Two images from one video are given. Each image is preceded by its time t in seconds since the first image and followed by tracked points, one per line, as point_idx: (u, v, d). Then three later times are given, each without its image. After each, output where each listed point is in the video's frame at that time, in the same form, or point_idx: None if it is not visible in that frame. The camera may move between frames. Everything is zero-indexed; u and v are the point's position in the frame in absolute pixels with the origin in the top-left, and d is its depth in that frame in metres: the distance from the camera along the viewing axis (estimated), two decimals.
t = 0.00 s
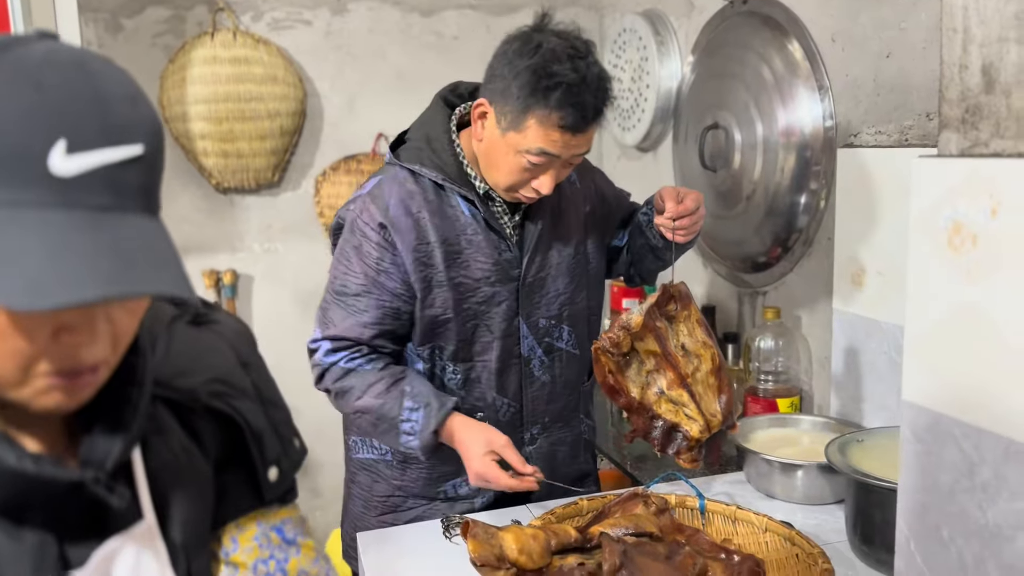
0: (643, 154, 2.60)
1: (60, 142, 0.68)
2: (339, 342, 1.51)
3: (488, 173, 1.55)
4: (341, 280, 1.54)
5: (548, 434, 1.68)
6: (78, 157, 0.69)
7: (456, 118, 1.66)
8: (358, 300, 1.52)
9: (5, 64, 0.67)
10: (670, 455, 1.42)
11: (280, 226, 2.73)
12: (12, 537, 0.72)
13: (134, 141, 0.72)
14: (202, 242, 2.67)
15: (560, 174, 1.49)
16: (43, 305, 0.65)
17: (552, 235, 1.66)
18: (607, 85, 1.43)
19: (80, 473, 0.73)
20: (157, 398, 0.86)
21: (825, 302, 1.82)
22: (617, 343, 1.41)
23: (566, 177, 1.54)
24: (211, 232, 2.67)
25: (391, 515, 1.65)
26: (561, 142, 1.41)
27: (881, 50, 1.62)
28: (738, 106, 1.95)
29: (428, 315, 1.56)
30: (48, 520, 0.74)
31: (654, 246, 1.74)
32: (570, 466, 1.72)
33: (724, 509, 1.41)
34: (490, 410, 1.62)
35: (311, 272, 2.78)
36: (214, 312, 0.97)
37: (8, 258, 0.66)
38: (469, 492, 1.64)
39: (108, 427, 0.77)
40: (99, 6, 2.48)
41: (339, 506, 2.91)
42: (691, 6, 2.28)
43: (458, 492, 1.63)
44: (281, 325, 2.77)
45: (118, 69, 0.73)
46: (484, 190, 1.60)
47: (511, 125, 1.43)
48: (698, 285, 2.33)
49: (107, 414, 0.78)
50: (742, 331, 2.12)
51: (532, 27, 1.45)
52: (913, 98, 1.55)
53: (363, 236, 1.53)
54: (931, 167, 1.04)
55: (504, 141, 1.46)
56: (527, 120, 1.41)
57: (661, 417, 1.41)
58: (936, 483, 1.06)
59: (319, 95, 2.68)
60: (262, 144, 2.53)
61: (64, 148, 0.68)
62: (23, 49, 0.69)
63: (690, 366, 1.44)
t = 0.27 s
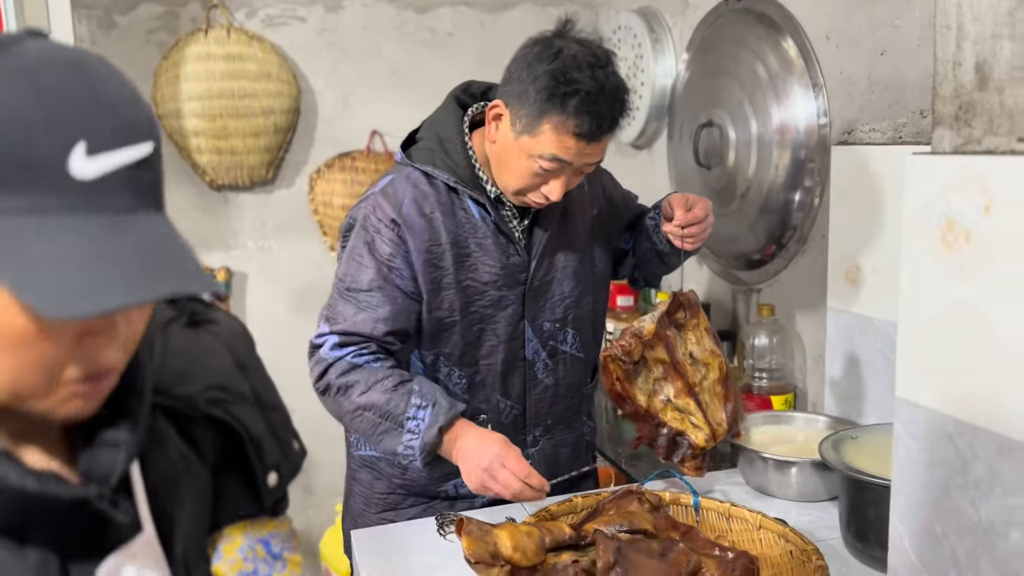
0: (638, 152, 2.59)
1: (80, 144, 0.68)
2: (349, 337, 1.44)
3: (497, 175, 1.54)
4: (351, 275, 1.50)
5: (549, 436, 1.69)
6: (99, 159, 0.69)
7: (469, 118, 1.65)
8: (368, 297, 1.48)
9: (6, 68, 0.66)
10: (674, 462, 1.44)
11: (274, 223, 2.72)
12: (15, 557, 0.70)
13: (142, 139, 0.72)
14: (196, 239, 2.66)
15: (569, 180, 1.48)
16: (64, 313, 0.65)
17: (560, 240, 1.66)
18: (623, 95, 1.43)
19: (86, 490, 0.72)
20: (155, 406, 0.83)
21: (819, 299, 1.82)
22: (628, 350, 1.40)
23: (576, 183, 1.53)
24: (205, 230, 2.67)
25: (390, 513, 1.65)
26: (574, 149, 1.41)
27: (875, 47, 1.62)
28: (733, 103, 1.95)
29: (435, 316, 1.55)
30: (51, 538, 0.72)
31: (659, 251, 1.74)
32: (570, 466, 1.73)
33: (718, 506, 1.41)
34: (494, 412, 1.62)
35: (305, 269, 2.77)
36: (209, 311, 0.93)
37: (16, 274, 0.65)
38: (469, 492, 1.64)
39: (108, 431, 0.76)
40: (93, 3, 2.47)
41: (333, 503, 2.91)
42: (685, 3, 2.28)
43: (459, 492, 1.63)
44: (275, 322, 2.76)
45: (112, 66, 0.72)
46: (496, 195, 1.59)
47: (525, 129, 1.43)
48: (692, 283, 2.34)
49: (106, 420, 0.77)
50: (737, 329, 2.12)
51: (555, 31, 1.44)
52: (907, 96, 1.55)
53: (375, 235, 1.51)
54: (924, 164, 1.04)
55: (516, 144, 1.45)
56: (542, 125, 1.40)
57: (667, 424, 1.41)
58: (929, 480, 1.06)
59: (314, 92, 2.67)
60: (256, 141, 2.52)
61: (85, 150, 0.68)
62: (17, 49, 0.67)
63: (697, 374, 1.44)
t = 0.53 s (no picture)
0: (633, 150, 2.60)
1: (109, 112, 0.75)
2: (356, 329, 1.38)
3: (501, 176, 1.53)
4: (360, 268, 1.44)
5: (548, 437, 1.69)
6: (126, 124, 0.77)
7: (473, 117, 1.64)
8: (376, 291, 1.43)
9: (13, 55, 0.70)
10: (687, 475, 1.41)
11: (269, 221, 2.72)
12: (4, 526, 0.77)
13: (142, 107, 0.79)
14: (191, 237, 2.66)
15: (574, 182, 1.48)
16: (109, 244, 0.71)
17: (562, 242, 1.66)
18: (631, 97, 1.42)
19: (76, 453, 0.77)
20: (137, 390, 0.88)
21: (814, 297, 1.82)
22: (630, 354, 1.41)
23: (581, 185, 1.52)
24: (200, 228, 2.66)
25: (388, 513, 1.65)
26: (580, 150, 1.40)
27: (870, 45, 1.62)
28: (728, 101, 1.95)
29: (438, 318, 1.55)
30: (39, 510, 0.79)
31: (657, 254, 1.74)
32: (568, 466, 1.73)
33: (713, 504, 1.41)
34: (494, 414, 1.62)
35: (300, 268, 2.77)
36: (191, 305, 0.97)
37: (62, 215, 0.70)
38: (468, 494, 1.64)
39: (93, 398, 0.82)
40: None
41: (328, 502, 2.91)
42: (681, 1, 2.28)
43: (457, 494, 1.63)
44: (270, 321, 2.76)
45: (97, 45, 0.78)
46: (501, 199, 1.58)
47: (531, 129, 1.42)
48: (688, 281, 2.34)
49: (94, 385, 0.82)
50: (732, 327, 2.12)
51: (565, 32, 1.43)
52: (901, 93, 1.56)
53: (384, 231, 1.48)
54: (917, 162, 1.04)
55: (522, 145, 1.44)
56: (549, 125, 1.39)
57: (677, 435, 1.40)
58: (922, 478, 1.06)
59: (309, 89, 2.67)
60: (251, 139, 2.52)
61: (116, 117, 0.76)
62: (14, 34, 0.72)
63: (705, 381, 1.43)
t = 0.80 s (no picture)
0: (629, 149, 2.60)
1: (73, 91, 0.82)
2: (359, 330, 1.36)
3: (496, 175, 1.53)
4: (361, 269, 1.43)
5: (544, 436, 1.69)
6: (90, 102, 0.83)
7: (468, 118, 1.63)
8: (376, 292, 1.41)
9: None
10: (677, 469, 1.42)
11: (265, 220, 2.72)
12: None
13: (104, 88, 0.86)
14: (187, 236, 2.65)
15: (569, 182, 1.48)
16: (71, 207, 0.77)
17: (557, 243, 1.66)
18: (627, 97, 1.42)
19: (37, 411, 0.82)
20: (108, 367, 0.93)
21: (809, 295, 1.82)
22: (620, 348, 1.42)
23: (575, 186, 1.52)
24: (195, 227, 2.66)
25: (385, 512, 1.65)
26: (575, 150, 1.39)
27: (864, 44, 1.62)
28: (723, 100, 1.95)
29: (435, 318, 1.54)
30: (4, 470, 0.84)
31: (652, 251, 1.74)
32: (563, 464, 1.73)
33: (708, 501, 1.42)
34: (491, 414, 1.62)
35: (296, 266, 2.77)
36: (158, 296, 1.02)
37: (31, 185, 0.77)
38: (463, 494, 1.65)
39: (60, 364, 0.86)
40: None
41: (324, 500, 2.91)
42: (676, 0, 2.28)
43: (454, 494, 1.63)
44: (266, 320, 2.75)
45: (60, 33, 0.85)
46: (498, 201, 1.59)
47: (526, 128, 1.42)
48: (683, 280, 2.34)
49: (62, 350, 0.87)
50: (727, 325, 2.13)
51: (560, 31, 1.43)
52: (895, 92, 1.56)
53: (384, 231, 1.47)
54: (911, 160, 1.04)
55: (517, 144, 1.44)
56: (545, 124, 1.39)
57: (667, 428, 1.41)
58: (916, 475, 1.07)
59: (305, 88, 2.67)
60: (247, 137, 2.51)
61: (79, 94, 0.82)
62: None
63: (697, 377, 1.43)
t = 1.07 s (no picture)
0: (626, 148, 2.60)
1: (20, 81, 0.91)
2: (375, 329, 1.34)
3: (490, 174, 1.53)
4: (372, 268, 1.41)
5: (542, 436, 1.70)
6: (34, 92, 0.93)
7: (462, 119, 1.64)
8: (386, 292, 1.40)
9: None
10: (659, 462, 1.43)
11: (262, 220, 2.71)
12: None
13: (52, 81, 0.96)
14: (183, 236, 2.65)
15: (563, 181, 1.48)
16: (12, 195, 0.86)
17: (552, 242, 1.67)
18: (620, 95, 1.43)
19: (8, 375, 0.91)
20: (74, 345, 1.01)
21: (804, 294, 1.83)
22: (609, 350, 1.41)
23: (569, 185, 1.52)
24: (191, 226, 2.65)
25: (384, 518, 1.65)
26: (569, 148, 1.40)
27: (860, 44, 1.62)
28: (719, 99, 1.96)
29: (439, 319, 1.53)
30: None
31: (645, 250, 1.74)
32: (560, 463, 1.74)
33: (704, 500, 1.42)
34: (489, 414, 1.63)
35: (292, 266, 2.77)
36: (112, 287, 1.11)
37: None
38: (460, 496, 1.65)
39: (26, 338, 0.94)
40: None
41: (321, 500, 2.91)
42: None
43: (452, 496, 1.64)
44: (262, 319, 2.75)
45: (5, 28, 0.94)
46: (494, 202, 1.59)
47: (519, 126, 1.42)
48: (680, 279, 2.35)
49: (30, 325, 0.95)
50: (723, 324, 2.13)
51: (554, 29, 1.43)
52: (890, 92, 1.56)
53: (389, 231, 1.46)
54: (905, 160, 1.05)
55: (511, 142, 1.44)
56: (538, 122, 1.39)
57: (651, 423, 1.41)
58: (911, 474, 1.07)
59: (301, 88, 2.67)
60: (243, 137, 2.51)
61: (24, 84, 0.92)
62: None
63: (682, 375, 1.44)
